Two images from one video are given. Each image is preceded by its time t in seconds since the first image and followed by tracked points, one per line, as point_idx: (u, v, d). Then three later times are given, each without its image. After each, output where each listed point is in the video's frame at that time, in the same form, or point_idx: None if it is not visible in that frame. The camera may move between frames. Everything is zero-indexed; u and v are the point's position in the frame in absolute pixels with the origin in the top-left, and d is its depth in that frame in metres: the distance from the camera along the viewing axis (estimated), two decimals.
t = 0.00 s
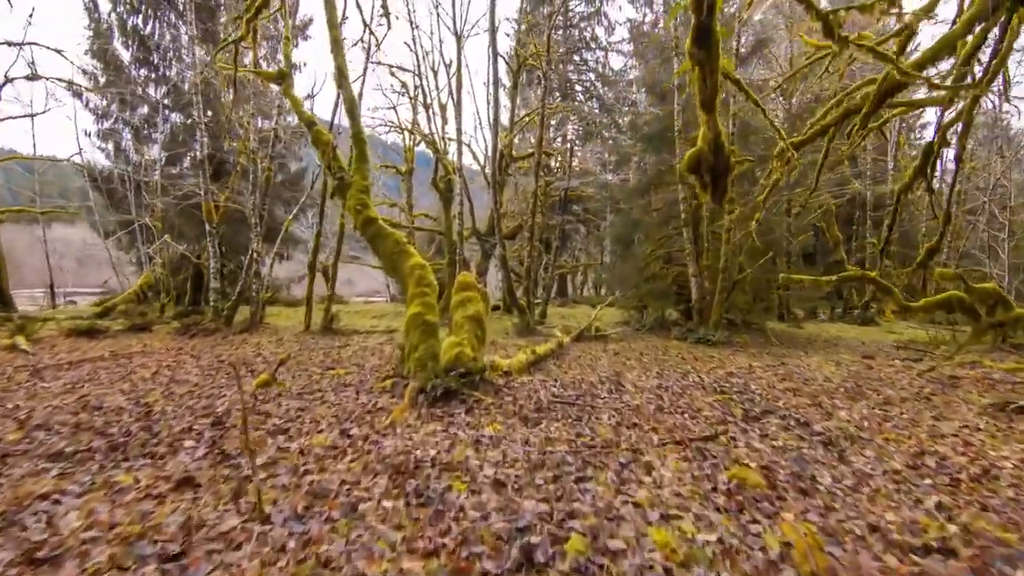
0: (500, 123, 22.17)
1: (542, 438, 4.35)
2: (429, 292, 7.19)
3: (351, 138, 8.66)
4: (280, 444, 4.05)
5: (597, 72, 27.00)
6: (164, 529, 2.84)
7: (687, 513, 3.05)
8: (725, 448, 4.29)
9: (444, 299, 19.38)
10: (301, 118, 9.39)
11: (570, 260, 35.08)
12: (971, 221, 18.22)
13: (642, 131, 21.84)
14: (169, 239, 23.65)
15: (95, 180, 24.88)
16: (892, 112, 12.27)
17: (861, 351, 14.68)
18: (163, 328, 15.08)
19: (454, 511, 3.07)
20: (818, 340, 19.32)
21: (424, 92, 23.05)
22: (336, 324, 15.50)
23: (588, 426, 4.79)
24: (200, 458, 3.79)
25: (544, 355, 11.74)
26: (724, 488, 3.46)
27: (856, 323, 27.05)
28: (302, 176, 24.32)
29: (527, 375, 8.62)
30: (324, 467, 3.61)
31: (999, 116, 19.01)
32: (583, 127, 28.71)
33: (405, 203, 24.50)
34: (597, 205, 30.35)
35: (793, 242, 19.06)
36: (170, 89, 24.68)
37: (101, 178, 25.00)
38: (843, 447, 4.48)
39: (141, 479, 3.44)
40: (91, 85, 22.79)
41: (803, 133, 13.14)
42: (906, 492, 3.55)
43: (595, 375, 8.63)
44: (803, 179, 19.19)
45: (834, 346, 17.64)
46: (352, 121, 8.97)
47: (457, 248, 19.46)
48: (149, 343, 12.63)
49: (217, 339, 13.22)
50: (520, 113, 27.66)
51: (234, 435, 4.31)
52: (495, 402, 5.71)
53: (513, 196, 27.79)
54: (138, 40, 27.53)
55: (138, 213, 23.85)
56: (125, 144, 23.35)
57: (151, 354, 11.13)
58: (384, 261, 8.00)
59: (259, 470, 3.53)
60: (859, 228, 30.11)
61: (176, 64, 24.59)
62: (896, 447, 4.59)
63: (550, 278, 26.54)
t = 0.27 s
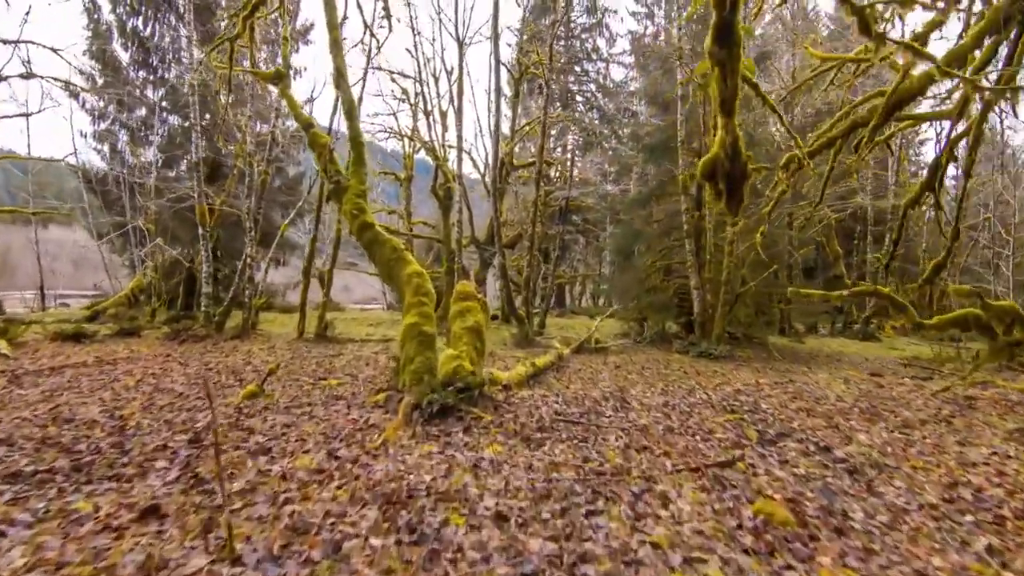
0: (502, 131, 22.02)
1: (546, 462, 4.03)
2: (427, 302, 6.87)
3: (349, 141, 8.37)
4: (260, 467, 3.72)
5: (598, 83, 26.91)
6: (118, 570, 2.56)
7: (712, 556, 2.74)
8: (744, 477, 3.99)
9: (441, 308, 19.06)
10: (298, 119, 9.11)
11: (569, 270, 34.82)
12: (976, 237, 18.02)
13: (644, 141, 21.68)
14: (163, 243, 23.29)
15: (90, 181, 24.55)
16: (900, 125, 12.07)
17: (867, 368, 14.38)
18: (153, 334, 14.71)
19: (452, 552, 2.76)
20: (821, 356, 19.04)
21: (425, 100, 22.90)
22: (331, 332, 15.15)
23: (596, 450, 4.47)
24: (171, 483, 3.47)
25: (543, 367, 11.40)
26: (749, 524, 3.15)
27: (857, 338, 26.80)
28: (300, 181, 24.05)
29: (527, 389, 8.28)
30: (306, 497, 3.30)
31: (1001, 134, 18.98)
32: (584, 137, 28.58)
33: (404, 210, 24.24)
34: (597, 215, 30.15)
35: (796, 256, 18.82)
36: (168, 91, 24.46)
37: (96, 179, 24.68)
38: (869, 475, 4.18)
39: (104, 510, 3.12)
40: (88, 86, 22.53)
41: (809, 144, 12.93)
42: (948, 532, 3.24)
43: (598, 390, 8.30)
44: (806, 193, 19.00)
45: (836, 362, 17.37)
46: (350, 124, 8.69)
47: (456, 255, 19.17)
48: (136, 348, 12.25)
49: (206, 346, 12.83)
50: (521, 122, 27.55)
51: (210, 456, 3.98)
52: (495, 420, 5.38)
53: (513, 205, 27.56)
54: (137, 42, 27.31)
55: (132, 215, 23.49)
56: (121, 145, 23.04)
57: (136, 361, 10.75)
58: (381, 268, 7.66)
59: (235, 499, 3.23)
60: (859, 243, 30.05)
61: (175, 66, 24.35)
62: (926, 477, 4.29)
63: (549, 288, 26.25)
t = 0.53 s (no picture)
0: (503, 141, 21.82)
1: (556, 495, 3.66)
2: (425, 312, 6.49)
3: (346, 143, 8.04)
4: (238, 500, 3.34)
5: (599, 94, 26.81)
6: None
7: None
8: (775, 514, 3.63)
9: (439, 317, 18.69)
10: (294, 121, 8.78)
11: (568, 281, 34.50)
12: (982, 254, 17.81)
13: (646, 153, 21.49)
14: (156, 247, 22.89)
15: (84, 184, 24.17)
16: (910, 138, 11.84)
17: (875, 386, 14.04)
18: (142, 340, 14.28)
19: None
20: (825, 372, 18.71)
21: (426, 107, 22.72)
22: (326, 341, 14.74)
23: (610, 479, 4.09)
24: (134, 518, 3.09)
25: (545, 382, 11.01)
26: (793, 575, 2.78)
27: (858, 354, 26.50)
28: (298, 186, 23.73)
29: (528, 406, 7.89)
30: (288, 537, 2.92)
31: (1005, 151, 18.88)
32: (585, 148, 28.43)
33: (402, 218, 23.93)
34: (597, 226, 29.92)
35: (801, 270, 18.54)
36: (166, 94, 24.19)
37: (90, 182, 24.30)
38: (911, 512, 3.82)
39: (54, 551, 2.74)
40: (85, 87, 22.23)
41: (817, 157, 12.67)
42: None
43: (603, 407, 7.92)
44: (811, 206, 18.78)
45: (842, 380, 17.03)
46: (349, 126, 8.37)
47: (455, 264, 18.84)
48: (122, 356, 11.81)
49: (195, 354, 12.40)
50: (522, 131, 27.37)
51: (182, 484, 3.60)
52: (498, 441, 4.99)
53: (513, 214, 27.30)
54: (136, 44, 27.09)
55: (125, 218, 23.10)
56: (116, 147, 22.70)
57: (121, 368, 10.34)
58: (377, 276, 7.27)
59: (205, 539, 2.85)
60: (859, 259, 29.91)
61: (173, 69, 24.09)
62: (972, 513, 3.93)
63: (548, 299, 25.92)
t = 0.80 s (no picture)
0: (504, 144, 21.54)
1: (569, 527, 3.30)
2: (425, 319, 6.13)
3: (344, 142, 7.71)
4: (214, 533, 2.99)
5: (600, 100, 26.68)
6: None
7: None
8: (811, 548, 3.28)
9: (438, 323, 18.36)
10: (290, 118, 8.45)
11: (567, 286, 34.24)
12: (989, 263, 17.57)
13: (649, 158, 21.24)
14: (153, 249, 22.56)
15: (78, 183, 23.81)
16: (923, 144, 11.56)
17: (884, 399, 13.71)
18: (132, 344, 13.90)
19: None
20: (830, 382, 18.39)
21: (426, 110, 22.47)
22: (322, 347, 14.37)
23: (626, 505, 3.75)
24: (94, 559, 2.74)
25: (546, 391, 10.68)
26: None
27: (861, 363, 26.19)
28: (296, 189, 23.40)
29: (532, 418, 7.54)
30: None
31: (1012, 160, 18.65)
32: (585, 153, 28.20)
33: (401, 222, 23.63)
34: (598, 232, 29.67)
35: (806, 278, 18.25)
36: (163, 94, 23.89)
37: (85, 182, 23.96)
38: (959, 546, 3.48)
39: None
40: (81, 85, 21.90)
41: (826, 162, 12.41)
42: None
43: (610, 420, 7.57)
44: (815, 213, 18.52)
45: (848, 390, 16.69)
46: (347, 124, 8.03)
47: (455, 268, 18.52)
48: (110, 360, 11.43)
49: (185, 359, 12.01)
50: (523, 136, 27.14)
51: (154, 511, 3.25)
52: (501, 459, 4.63)
53: (513, 219, 27.04)
54: (133, 43, 26.76)
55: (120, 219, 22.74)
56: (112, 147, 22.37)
57: (107, 374, 9.95)
58: (374, 281, 6.92)
59: None
60: (861, 267, 29.68)
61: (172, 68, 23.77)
62: (1023, 547, 3.59)
63: (548, 304, 25.59)
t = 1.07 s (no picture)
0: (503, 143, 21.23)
1: (583, 553, 2.97)
2: (423, 320, 5.79)
3: (339, 134, 7.39)
4: (185, 562, 2.65)
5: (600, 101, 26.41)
6: None
7: None
8: None
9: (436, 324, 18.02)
10: (284, 110, 8.12)
11: (566, 288, 33.96)
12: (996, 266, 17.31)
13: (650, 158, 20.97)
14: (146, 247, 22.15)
15: (70, 180, 23.40)
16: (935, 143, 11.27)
17: (892, 405, 13.41)
18: (122, 344, 13.53)
19: None
20: (834, 387, 18.10)
21: (425, 109, 22.18)
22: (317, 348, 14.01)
23: (644, 526, 3.42)
24: None
25: (547, 395, 10.35)
26: None
27: (863, 367, 25.93)
28: (292, 187, 23.04)
29: (534, 425, 7.19)
30: None
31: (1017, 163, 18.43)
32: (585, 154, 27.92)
33: (399, 222, 23.29)
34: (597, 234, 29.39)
35: (810, 281, 17.96)
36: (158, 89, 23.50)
37: (77, 179, 23.56)
38: (1013, 574, 3.14)
39: None
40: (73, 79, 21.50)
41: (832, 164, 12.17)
42: None
43: (615, 427, 7.23)
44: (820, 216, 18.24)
45: (853, 395, 16.41)
46: (342, 116, 7.70)
47: (453, 269, 18.19)
48: (97, 361, 11.06)
49: (175, 360, 11.64)
50: (522, 136, 26.84)
51: (119, 533, 2.91)
52: (505, 472, 4.29)
53: (512, 220, 26.71)
54: (128, 38, 26.38)
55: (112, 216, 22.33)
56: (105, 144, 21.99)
57: (92, 375, 9.58)
58: (370, 279, 6.57)
59: None
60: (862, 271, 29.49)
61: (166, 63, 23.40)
62: None
63: (546, 306, 25.27)
